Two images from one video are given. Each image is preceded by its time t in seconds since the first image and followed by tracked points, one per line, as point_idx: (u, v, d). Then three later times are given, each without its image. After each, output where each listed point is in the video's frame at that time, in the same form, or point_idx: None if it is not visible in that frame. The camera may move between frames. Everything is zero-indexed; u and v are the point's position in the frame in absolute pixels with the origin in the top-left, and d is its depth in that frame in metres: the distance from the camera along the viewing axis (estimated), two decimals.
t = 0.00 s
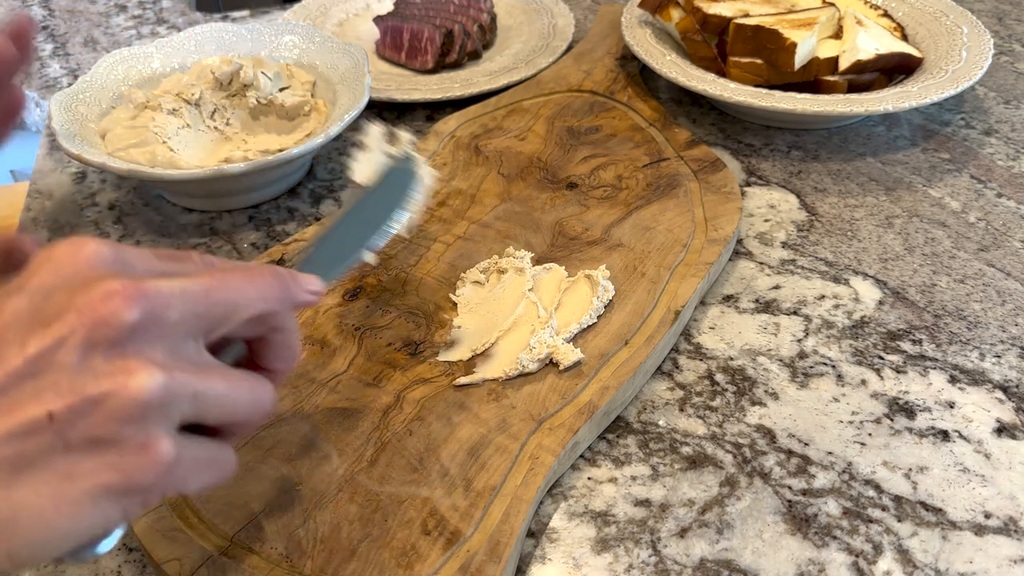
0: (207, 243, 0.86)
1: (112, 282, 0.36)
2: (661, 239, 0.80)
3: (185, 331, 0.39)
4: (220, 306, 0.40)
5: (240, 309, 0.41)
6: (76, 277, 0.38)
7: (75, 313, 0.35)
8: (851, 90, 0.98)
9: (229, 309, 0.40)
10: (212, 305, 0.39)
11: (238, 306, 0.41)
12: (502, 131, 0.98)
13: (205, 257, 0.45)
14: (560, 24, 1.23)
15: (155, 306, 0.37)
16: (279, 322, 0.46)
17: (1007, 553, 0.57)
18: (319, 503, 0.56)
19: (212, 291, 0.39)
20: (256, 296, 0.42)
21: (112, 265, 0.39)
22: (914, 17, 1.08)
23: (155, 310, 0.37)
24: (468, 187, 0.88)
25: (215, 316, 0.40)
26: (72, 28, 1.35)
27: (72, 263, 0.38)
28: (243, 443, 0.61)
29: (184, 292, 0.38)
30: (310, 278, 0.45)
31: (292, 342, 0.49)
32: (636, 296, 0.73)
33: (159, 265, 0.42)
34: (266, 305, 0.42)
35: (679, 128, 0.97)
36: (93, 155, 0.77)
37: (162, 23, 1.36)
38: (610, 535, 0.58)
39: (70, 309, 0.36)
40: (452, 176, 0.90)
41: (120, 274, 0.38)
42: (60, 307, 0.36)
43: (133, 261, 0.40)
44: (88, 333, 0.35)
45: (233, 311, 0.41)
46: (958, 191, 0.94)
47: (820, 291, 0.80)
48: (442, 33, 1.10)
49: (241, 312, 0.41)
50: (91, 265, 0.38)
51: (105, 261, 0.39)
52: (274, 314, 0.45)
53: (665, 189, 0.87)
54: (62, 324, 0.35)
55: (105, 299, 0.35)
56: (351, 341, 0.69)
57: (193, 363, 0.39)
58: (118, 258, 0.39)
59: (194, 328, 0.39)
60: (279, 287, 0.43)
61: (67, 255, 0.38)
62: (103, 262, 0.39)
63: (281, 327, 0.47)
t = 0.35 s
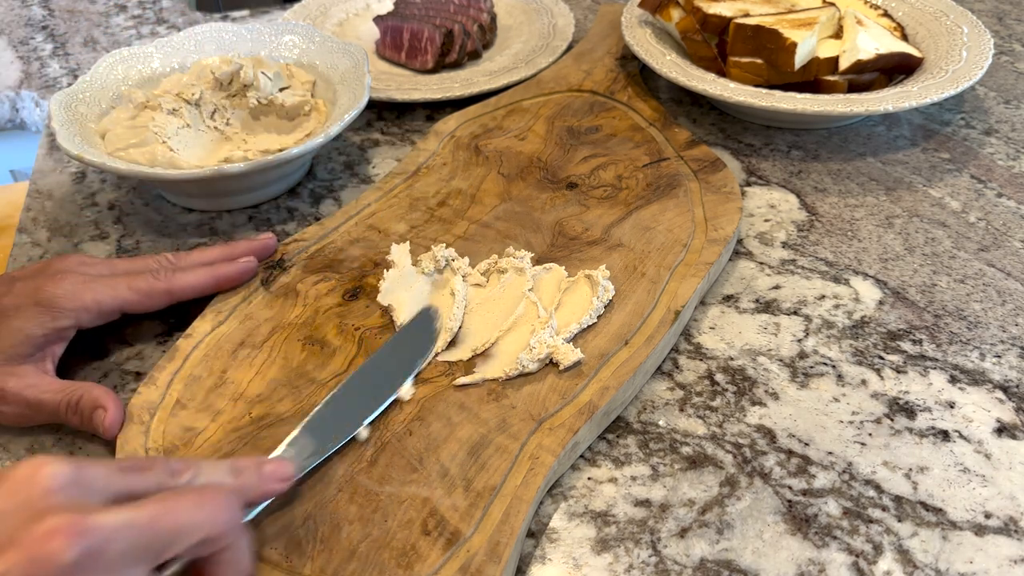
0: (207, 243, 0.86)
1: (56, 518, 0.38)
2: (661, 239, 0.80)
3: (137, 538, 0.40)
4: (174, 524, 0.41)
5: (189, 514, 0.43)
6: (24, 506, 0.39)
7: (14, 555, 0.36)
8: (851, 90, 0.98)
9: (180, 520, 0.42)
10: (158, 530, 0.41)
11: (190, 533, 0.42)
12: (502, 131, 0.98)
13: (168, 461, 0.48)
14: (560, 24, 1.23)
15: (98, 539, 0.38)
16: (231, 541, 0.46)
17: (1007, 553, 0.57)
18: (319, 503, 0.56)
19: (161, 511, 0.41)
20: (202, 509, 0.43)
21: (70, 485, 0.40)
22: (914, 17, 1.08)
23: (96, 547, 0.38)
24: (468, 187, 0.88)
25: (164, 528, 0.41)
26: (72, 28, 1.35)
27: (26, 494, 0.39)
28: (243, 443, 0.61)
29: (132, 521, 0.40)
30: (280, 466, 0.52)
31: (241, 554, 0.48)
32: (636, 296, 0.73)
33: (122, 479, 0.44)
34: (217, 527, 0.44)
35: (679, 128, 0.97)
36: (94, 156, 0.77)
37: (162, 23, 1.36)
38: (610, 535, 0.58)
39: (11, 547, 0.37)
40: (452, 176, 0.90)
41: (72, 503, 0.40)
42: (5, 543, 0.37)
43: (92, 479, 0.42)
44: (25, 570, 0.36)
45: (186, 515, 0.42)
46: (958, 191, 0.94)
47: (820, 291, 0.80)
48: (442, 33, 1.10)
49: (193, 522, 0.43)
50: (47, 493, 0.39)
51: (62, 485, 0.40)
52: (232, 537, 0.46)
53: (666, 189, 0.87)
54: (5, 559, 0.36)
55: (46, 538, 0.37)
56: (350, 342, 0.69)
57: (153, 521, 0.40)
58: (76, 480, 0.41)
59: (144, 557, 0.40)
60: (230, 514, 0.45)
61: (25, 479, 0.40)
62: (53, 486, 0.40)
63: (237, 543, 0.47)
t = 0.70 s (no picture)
0: (207, 243, 0.86)
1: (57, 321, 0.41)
2: (661, 239, 0.80)
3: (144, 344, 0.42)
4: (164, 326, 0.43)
5: (184, 313, 0.43)
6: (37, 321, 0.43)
7: (20, 350, 0.40)
8: (851, 90, 0.98)
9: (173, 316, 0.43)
10: (150, 325, 0.42)
11: (183, 323, 0.43)
12: (502, 131, 0.98)
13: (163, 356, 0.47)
14: (560, 24, 1.23)
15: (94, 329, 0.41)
16: (236, 339, 0.45)
17: (1007, 553, 0.57)
18: (319, 503, 0.56)
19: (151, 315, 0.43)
20: (195, 316, 0.44)
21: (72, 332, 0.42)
22: (914, 17, 1.08)
23: (92, 334, 0.41)
24: (468, 187, 0.88)
25: (158, 334, 0.42)
26: (72, 28, 1.35)
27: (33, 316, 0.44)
28: (243, 443, 0.61)
29: (123, 316, 0.42)
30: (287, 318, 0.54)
31: (260, 364, 0.47)
32: (635, 296, 0.73)
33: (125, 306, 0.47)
34: (212, 323, 0.44)
35: (679, 128, 0.97)
36: (93, 156, 0.77)
37: (162, 23, 1.36)
38: (610, 535, 0.58)
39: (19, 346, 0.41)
40: (452, 176, 0.90)
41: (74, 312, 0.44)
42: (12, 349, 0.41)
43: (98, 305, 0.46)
44: (31, 359, 0.40)
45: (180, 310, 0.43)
46: (958, 191, 0.94)
47: (820, 291, 0.80)
48: (442, 33, 1.10)
49: (187, 331, 0.43)
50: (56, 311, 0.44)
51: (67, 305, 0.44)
52: (235, 337, 0.45)
53: (666, 189, 0.87)
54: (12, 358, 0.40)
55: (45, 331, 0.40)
56: (350, 341, 0.69)
57: (143, 317, 0.42)
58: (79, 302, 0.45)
59: (131, 349, 0.41)
60: (230, 314, 0.45)
61: (38, 306, 0.44)
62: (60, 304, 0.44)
63: (253, 361, 0.46)
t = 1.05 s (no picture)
0: (207, 243, 0.86)
1: (83, 377, 0.38)
2: (661, 239, 0.80)
3: (169, 418, 0.41)
4: (195, 402, 0.42)
5: (210, 394, 0.43)
6: (50, 358, 0.40)
7: (38, 407, 0.37)
8: (851, 90, 0.98)
9: (203, 394, 0.42)
10: (177, 399, 0.41)
11: (209, 401, 0.42)
12: (502, 131, 0.98)
13: (182, 331, 0.48)
14: (560, 24, 1.23)
15: (121, 400, 0.38)
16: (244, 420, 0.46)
17: (1007, 553, 0.57)
18: (319, 503, 0.56)
19: (183, 383, 0.42)
20: (221, 388, 0.43)
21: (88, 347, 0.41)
22: (914, 17, 1.08)
23: (121, 406, 0.38)
24: (468, 187, 0.88)
25: (187, 410, 0.42)
26: (72, 28, 1.35)
27: (44, 348, 0.40)
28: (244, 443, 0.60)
29: (152, 387, 0.40)
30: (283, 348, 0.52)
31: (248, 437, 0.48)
32: (635, 296, 0.73)
33: (134, 351, 0.44)
34: (233, 404, 0.44)
35: (679, 128, 0.97)
36: (93, 156, 0.77)
37: (162, 23, 1.36)
38: (610, 535, 0.58)
39: (34, 400, 0.37)
40: (452, 176, 0.90)
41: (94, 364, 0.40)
42: (22, 395, 0.38)
43: (110, 341, 0.43)
44: (48, 427, 0.37)
45: (209, 388, 0.43)
46: (958, 191, 0.94)
47: (820, 291, 0.80)
48: (442, 33, 1.10)
49: (212, 405, 0.43)
50: (69, 354, 0.40)
51: (81, 346, 0.41)
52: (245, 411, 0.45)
53: (666, 189, 0.87)
54: (27, 413, 0.37)
55: (72, 394, 0.37)
56: (351, 341, 0.69)
57: (173, 391, 0.41)
58: (96, 344, 0.42)
59: (156, 423, 0.40)
60: (245, 391, 0.45)
61: (47, 333, 0.40)
62: (78, 348, 0.41)
63: (247, 427, 0.47)
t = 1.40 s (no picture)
0: (207, 243, 0.86)
1: (127, 386, 0.39)
2: (661, 239, 0.80)
3: (195, 434, 0.42)
4: (218, 424, 0.43)
5: (235, 416, 0.44)
6: (91, 365, 0.40)
7: (84, 412, 0.38)
8: (851, 90, 0.98)
9: (227, 419, 0.43)
10: (207, 419, 0.42)
11: (231, 423, 0.44)
12: (502, 131, 0.98)
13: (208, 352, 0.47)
14: (560, 24, 1.23)
15: (160, 414, 0.39)
16: (256, 447, 0.48)
17: (1007, 553, 0.57)
18: (319, 504, 0.56)
19: (213, 404, 0.43)
20: (247, 412, 0.45)
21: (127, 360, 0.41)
22: (914, 17, 1.08)
23: (158, 420, 0.39)
24: (468, 187, 0.88)
25: (211, 430, 0.43)
26: (72, 28, 1.35)
27: (84, 355, 0.40)
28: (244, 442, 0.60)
29: (188, 404, 0.41)
30: (294, 387, 0.52)
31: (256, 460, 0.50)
32: (636, 296, 0.73)
33: (167, 362, 0.44)
34: (255, 430, 0.45)
35: (679, 128, 0.97)
36: (93, 155, 0.77)
37: (162, 23, 1.36)
38: (610, 535, 0.58)
39: (79, 405, 0.38)
40: (452, 176, 0.90)
41: (135, 374, 0.41)
42: (68, 400, 0.39)
43: (146, 354, 0.42)
44: (94, 435, 0.38)
45: (235, 411, 0.44)
46: (958, 191, 0.94)
47: (820, 291, 0.80)
48: (442, 33, 1.10)
49: (234, 429, 0.44)
50: (110, 362, 0.40)
51: (120, 356, 0.41)
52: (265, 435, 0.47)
53: (666, 189, 0.87)
54: (75, 417, 0.38)
55: (115, 403, 0.38)
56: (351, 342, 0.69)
57: (206, 411, 0.42)
58: (134, 353, 0.41)
59: (185, 441, 0.42)
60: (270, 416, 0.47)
61: (89, 340, 0.40)
62: (118, 356, 0.41)
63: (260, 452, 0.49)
